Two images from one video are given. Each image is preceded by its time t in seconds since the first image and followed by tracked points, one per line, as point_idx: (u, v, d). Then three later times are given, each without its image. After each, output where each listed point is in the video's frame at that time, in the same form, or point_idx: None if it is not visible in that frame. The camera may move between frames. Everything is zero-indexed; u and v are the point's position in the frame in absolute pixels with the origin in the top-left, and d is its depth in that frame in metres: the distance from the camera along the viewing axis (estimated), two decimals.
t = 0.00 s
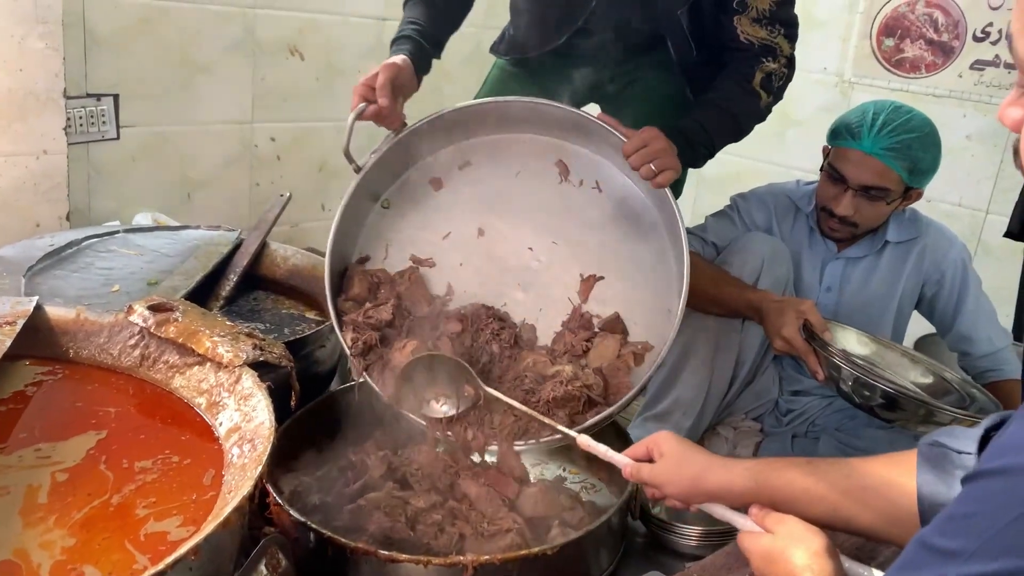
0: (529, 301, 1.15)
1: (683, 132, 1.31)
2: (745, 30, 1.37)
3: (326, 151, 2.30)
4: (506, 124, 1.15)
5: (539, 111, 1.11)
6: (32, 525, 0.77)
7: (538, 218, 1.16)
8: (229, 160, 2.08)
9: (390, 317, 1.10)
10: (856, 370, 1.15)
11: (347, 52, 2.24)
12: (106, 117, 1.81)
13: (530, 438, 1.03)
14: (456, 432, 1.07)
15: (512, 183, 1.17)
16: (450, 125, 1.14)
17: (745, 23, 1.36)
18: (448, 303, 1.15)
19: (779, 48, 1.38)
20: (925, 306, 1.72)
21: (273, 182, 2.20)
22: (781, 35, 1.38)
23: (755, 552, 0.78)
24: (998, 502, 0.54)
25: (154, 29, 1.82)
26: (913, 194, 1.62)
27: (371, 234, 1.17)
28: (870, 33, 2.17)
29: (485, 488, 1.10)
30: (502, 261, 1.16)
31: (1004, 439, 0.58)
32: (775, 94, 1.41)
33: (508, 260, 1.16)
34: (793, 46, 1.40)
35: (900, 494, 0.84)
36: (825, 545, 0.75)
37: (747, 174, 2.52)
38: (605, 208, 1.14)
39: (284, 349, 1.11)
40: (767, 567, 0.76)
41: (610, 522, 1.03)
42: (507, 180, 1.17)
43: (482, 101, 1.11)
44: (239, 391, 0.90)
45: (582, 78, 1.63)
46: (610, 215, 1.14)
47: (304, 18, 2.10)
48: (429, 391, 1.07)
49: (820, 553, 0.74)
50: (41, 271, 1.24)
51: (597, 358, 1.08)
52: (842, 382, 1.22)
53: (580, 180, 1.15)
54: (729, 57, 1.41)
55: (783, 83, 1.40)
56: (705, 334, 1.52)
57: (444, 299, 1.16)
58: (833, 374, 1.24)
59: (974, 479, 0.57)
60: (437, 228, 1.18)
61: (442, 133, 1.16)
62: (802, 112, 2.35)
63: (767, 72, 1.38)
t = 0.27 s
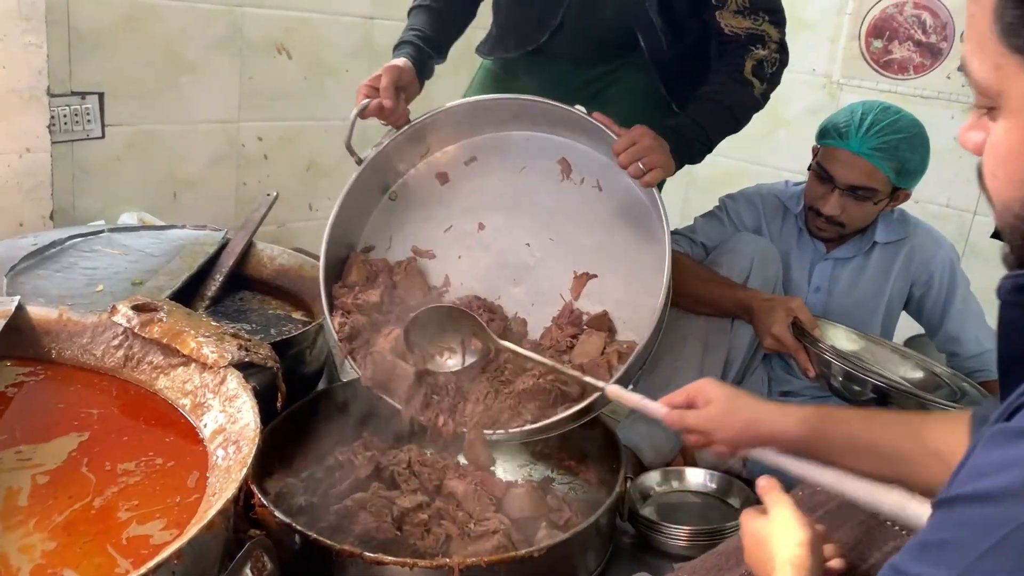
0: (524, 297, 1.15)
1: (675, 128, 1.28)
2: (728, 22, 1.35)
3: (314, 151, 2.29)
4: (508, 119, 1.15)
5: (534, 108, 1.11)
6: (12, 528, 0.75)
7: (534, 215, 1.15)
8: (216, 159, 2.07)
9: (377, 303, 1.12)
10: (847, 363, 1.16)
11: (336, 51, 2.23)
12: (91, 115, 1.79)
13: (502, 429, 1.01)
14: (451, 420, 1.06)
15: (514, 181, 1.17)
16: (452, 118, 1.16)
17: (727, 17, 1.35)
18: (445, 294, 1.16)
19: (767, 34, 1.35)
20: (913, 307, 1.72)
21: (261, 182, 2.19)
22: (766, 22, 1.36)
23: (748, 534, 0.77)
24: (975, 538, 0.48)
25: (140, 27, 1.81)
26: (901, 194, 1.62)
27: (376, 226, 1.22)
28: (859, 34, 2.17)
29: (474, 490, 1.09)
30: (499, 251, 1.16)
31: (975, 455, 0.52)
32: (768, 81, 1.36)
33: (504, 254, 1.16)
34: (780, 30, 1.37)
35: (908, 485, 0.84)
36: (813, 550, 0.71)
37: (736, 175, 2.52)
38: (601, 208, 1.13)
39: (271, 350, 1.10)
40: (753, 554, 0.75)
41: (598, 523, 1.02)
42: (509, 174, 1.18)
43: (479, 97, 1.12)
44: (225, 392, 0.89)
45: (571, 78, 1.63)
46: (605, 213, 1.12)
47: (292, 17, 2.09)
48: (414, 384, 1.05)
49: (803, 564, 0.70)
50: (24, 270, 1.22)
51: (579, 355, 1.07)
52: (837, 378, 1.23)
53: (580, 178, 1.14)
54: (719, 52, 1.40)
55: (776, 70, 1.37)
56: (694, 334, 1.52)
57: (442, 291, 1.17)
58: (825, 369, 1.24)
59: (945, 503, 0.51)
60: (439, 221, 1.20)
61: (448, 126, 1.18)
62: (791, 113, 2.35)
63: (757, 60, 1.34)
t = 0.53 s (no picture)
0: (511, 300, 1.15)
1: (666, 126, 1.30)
2: (710, 11, 1.34)
3: (302, 148, 2.28)
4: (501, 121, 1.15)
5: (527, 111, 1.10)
6: None
7: (523, 216, 1.15)
8: (203, 156, 2.05)
9: (363, 299, 1.12)
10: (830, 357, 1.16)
11: (324, 48, 2.21)
12: (76, 112, 1.77)
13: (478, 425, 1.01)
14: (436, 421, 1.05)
15: (503, 182, 1.17)
16: (446, 118, 1.15)
17: (707, 6, 1.33)
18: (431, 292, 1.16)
19: (750, 20, 1.34)
20: (902, 307, 1.72)
21: (248, 179, 2.18)
22: (748, 8, 1.34)
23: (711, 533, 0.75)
24: (897, 553, 0.45)
25: (126, 23, 1.79)
26: (890, 194, 1.61)
27: (365, 225, 1.19)
28: (847, 34, 2.17)
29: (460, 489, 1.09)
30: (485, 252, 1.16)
31: (899, 468, 0.50)
32: (756, 69, 1.36)
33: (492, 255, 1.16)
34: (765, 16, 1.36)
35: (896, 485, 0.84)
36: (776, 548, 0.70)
37: (725, 174, 2.52)
38: (590, 213, 1.12)
39: (257, 348, 1.09)
40: (716, 551, 0.73)
41: (586, 522, 1.02)
42: (500, 176, 1.17)
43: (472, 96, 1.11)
44: (210, 390, 0.88)
45: (560, 76, 1.62)
46: (595, 217, 1.12)
47: (280, 13, 2.07)
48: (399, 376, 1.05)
49: (766, 561, 0.68)
50: (7, 268, 1.21)
51: (562, 355, 1.07)
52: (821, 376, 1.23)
53: (570, 183, 1.14)
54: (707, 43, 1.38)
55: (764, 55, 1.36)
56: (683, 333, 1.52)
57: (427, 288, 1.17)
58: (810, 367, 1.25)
59: (873, 517, 0.49)
60: (428, 220, 1.19)
61: (441, 126, 1.17)
62: (779, 112, 2.35)
63: (742, 48, 1.33)
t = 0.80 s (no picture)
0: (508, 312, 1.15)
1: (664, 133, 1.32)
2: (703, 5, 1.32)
3: (295, 145, 2.26)
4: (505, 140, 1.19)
5: (531, 128, 1.14)
6: None
7: (523, 231, 1.18)
8: (195, 153, 2.04)
9: (362, 297, 1.12)
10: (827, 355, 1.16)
11: (317, 44, 2.20)
12: (67, 108, 1.77)
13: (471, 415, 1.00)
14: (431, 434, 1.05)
15: (504, 200, 1.20)
16: (453, 133, 1.18)
17: (699, 1, 1.32)
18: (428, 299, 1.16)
19: (745, 12, 1.29)
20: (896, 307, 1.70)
21: (240, 176, 2.17)
22: None
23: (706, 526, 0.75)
24: (862, 550, 0.45)
25: (117, 18, 1.78)
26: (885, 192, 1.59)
27: (366, 236, 1.21)
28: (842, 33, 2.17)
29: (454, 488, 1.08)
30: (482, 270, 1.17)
31: (862, 466, 0.49)
32: (752, 64, 1.32)
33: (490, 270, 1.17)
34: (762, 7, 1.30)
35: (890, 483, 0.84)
36: (771, 549, 0.69)
37: (719, 173, 2.52)
38: (590, 230, 1.16)
39: (251, 346, 1.09)
40: (712, 544, 0.74)
41: (581, 520, 1.01)
42: (502, 194, 1.20)
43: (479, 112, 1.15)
44: (204, 388, 0.88)
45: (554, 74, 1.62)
46: (593, 234, 1.15)
47: (273, 9, 2.06)
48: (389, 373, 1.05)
49: (758, 561, 0.67)
50: None
51: (557, 360, 1.06)
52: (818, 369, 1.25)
53: (571, 203, 1.17)
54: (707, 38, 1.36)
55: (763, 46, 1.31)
56: (679, 330, 1.51)
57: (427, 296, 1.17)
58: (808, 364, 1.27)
59: (839, 517, 0.48)
60: (430, 234, 1.21)
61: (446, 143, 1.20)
62: (774, 111, 2.35)
63: (737, 42, 1.30)
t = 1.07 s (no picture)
0: (506, 321, 1.21)
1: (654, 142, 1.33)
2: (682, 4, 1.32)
3: (289, 142, 2.26)
4: (507, 161, 1.24)
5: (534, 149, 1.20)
6: None
7: (520, 247, 1.24)
8: (189, 150, 2.04)
9: (362, 291, 1.13)
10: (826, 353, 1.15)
11: (312, 41, 2.18)
12: (60, 104, 1.76)
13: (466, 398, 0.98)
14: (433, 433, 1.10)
15: (504, 216, 1.25)
16: (457, 152, 1.23)
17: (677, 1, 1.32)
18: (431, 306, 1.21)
19: (723, 11, 1.30)
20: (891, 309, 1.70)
21: (234, 174, 2.16)
22: None
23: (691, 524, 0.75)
24: (854, 539, 0.46)
25: (110, 14, 1.77)
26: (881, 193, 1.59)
27: (371, 246, 1.23)
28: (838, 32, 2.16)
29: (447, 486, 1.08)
30: (483, 284, 1.24)
31: (850, 456, 0.50)
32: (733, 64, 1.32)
33: (489, 283, 1.24)
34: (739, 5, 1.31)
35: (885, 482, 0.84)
36: (760, 547, 0.69)
37: (714, 171, 2.52)
38: (586, 248, 1.20)
39: (245, 344, 1.08)
40: (697, 542, 0.73)
41: (574, 519, 1.01)
42: (503, 212, 1.26)
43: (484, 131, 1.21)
44: (197, 387, 0.87)
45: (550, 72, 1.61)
46: (589, 252, 1.20)
47: (267, 6, 2.05)
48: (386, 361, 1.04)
49: (748, 560, 0.67)
50: None
51: (556, 358, 1.07)
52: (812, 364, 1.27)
53: (569, 222, 1.22)
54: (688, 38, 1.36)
55: (744, 44, 1.31)
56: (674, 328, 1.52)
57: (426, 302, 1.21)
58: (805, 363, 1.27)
59: (831, 510, 0.48)
60: (430, 246, 1.25)
61: (451, 160, 1.25)
62: (769, 110, 2.35)
63: (718, 43, 1.31)
